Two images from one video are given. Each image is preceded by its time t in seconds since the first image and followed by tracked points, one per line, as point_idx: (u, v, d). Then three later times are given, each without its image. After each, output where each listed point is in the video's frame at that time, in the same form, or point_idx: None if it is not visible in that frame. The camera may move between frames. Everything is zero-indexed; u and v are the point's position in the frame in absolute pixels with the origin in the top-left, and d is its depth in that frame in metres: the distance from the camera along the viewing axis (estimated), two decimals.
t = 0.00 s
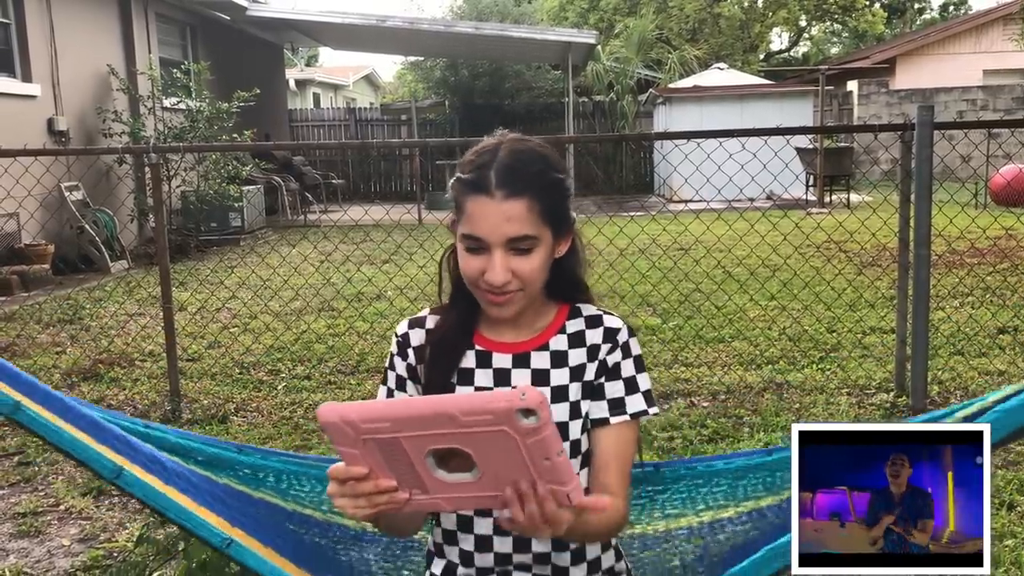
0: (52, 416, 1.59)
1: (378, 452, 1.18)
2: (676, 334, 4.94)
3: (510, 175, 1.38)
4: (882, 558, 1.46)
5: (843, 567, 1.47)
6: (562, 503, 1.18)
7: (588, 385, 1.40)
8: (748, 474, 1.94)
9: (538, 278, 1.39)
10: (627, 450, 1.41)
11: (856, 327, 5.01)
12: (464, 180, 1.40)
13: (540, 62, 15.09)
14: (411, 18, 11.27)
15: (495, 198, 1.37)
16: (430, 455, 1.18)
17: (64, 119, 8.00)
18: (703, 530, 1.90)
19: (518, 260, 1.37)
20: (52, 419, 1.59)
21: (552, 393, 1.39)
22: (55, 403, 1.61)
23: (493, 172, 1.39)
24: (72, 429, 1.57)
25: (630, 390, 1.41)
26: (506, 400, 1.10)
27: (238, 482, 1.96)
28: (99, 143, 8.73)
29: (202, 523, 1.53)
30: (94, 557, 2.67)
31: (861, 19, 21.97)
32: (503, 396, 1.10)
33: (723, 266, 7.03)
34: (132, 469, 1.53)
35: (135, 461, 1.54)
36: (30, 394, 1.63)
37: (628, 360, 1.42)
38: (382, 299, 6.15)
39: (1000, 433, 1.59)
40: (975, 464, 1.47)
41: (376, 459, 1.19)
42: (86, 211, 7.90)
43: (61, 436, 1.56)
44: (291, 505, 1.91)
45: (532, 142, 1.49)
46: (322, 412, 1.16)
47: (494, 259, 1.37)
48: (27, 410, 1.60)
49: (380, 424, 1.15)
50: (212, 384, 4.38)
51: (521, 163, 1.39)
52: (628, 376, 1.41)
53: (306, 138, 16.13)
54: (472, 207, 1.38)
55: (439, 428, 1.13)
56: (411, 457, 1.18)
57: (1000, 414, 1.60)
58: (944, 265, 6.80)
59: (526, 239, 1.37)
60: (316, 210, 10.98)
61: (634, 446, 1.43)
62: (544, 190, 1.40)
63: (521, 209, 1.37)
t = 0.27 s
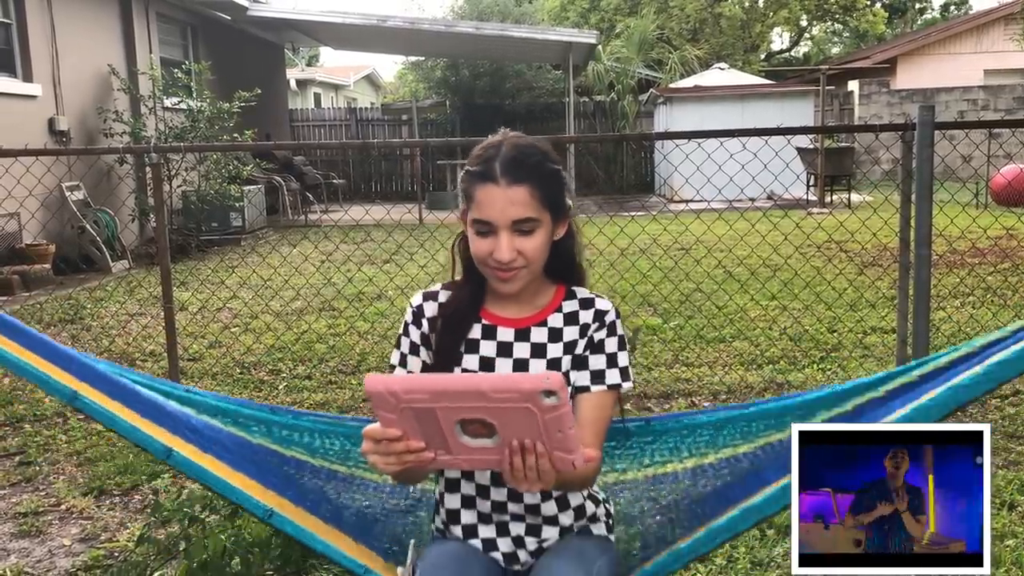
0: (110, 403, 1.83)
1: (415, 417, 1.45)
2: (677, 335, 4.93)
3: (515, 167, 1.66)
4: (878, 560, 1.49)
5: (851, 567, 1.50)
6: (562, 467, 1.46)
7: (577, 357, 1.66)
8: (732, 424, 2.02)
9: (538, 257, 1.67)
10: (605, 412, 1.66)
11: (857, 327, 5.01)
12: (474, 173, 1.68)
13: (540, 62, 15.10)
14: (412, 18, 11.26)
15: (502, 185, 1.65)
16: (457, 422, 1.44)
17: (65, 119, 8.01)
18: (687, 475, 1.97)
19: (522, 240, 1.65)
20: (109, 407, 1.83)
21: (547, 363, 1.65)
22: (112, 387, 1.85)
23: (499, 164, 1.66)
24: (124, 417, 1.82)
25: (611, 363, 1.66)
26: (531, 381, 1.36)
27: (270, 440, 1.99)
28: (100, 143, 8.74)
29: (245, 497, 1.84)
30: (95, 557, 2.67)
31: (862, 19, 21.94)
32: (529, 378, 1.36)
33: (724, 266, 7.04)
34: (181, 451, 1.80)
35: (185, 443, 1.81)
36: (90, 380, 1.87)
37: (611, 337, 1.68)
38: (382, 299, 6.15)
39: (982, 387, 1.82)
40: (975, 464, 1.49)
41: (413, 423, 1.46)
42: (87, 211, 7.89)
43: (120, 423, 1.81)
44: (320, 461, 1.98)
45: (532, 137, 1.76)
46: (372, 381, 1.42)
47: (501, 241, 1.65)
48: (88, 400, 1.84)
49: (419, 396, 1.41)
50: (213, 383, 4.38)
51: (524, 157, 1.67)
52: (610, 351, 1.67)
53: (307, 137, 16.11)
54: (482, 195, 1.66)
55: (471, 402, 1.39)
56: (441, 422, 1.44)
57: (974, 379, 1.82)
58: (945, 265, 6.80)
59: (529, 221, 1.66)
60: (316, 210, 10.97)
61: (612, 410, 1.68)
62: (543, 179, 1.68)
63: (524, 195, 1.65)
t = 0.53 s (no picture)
0: (137, 378, 1.89)
1: (409, 385, 1.58)
2: (677, 335, 4.94)
3: (508, 142, 1.78)
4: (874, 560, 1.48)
5: (848, 566, 1.49)
6: (544, 438, 1.56)
7: (582, 320, 1.75)
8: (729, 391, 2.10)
9: (542, 226, 1.79)
10: (611, 372, 1.73)
11: (857, 327, 5.01)
12: (474, 153, 1.82)
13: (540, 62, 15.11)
14: (412, 18, 11.26)
15: (499, 160, 1.78)
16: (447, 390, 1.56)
17: (65, 119, 8.01)
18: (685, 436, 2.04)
19: (523, 210, 1.78)
20: (137, 383, 1.89)
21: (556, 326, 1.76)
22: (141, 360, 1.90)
23: (493, 142, 1.79)
24: (153, 393, 1.88)
25: (616, 328, 1.73)
26: (509, 368, 1.44)
27: (294, 399, 2.06)
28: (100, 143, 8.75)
29: (272, 468, 1.90)
30: (95, 557, 2.67)
31: (862, 19, 21.93)
32: (508, 364, 1.44)
33: (724, 266, 7.05)
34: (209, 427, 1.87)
35: (213, 417, 1.89)
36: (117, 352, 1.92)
37: (618, 304, 1.76)
38: (382, 299, 6.16)
39: (977, 355, 1.67)
40: (975, 463, 1.49)
41: (409, 389, 1.60)
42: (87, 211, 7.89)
43: (149, 401, 1.88)
44: (340, 419, 2.05)
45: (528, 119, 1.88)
46: (371, 351, 1.56)
47: (502, 211, 1.78)
48: (115, 377, 1.89)
49: (411, 366, 1.53)
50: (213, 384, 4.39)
51: (517, 132, 1.79)
52: (616, 316, 1.74)
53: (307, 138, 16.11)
54: (481, 171, 1.79)
55: (456, 380, 1.50)
56: (432, 389, 1.56)
57: (967, 348, 1.68)
58: (945, 265, 6.80)
59: (525, 190, 1.78)
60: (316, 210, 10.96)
61: (620, 372, 1.75)
62: (536, 151, 1.79)
63: (517, 165, 1.77)
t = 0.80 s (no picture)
0: (145, 363, 1.91)
1: (424, 406, 1.55)
2: (676, 335, 4.94)
3: (525, 140, 1.83)
4: (869, 558, 1.49)
5: (846, 565, 1.50)
6: (566, 444, 1.56)
7: (593, 317, 1.77)
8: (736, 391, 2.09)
9: (555, 223, 1.83)
10: (625, 365, 1.73)
11: (857, 326, 5.02)
12: (493, 147, 1.87)
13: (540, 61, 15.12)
14: (411, 18, 11.25)
15: (515, 155, 1.82)
16: (465, 410, 1.54)
17: (64, 119, 8.01)
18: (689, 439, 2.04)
19: (536, 205, 1.82)
20: (144, 367, 1.91)
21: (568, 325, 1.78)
22: (149, 343, 1.92)
23: (513, 138, 1.84)
24: (164, 378, 1.91)
25: (626, 321, 1.74)
26: (525, 382, 1.42)
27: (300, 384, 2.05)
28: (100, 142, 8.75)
29: (283, 450, 1.94)
30: (94, 557, 2.66)
31: (862, 19, 21.92)
32: (523, 379, 1.42)
33: (724, 266, 7.05)
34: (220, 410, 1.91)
35: (224, 401, 1.92)
36: (123, 335, 1.92)
37: (627, 297, 1.76)
38: (382, 299, 6.16)
39: (981, 360, 1.70)
40: (976, 463, 1.49)
41: (424, 409, 1.57)
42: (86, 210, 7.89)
43: (158, 385, 1.90)
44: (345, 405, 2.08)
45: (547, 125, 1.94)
46: (384, 376, 1.51)
47: (518, 202, 1.82)
48: (122, 360, 1.91)
49: (428, 390, 1.50)
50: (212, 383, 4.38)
51: (535, 132, 1.85)
52: (626, 308, 1.75)
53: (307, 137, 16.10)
54: (499, 164, 1.84)
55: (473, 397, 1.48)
56: (450, 408, 1.54)
57: (969, 356, 1.70)
58: (944, 265, 6.81)
59: (542, 184, 1.82)
60: (315, 210, 10.96)
61: (636, 366, 1.75)
62: (552, 149, 1.84)
63: (535, 159, 1.82)
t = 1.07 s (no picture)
0: (113, 387, 1.87)
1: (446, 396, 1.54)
2: (676, 334, 4.94)
3: (548, 146, 1.80)
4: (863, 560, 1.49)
5: (843, 566, 1.49)
6: (583, 452, 1.53)
7: (586, 335, 1.75)
8: (728, 415, 2.05)
9: (560, 233, 1.79)
10: (615, 387, 1.72)
11: (856, 326, 5.03)
12: (512, 148, 1.83)
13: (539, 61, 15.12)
14: (411, 17, 11.26)
15: (534, 159, 1.79)
16: (485, 402, 1.53)
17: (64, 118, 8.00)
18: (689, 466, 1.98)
19: (548, 214, 1.78)
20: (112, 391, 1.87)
21: (560, 339, 1.75)
22: (116, 373, 1.88)
23: (536, 143, 1.81)
24: (131, 402, 1.86)
25: (620, 342, 1.74)
26: (564, 365, 1.44)
27: (278, 423, 1.99)
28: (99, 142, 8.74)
29: (251, 481, 1.87)
30: (93, 556, 2.67)
31: (861, 19, 21.93)
32: (564, 364, 1.44)
33: (723, 266, 7.06)
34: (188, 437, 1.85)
35: (190, 427, 1.86)
36: (93, 362, 1.91)
37: (621, 318, 1.76)
38: (381, 299, 6.16)
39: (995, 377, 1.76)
40: (976, 463, 1.50)
41: (442, 400, 1.55)
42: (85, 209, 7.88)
43: (125, 409, 1.85)
44: (328, 445, 2.01)
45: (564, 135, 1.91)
46: (410, 358, 1.52)
47: (531, 208, 1.78)
48: (89, 382, 1.88)
49: (452, 373, 1.50)
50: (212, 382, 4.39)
51: (558, 141, 1.82)
52: (620, 330, 1.75)
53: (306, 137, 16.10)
54: (517, 165, 1.79)
55: (503, 381, 1.48)
56: (470, 400, 1.53)
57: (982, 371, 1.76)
58: (943, 265, 6.82)
59: (557, 194, 1.79)
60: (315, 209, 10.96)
61: (625, 388, 1.75)
62: (571, 161, 1.81)
63: (555, 168, 1.79)
